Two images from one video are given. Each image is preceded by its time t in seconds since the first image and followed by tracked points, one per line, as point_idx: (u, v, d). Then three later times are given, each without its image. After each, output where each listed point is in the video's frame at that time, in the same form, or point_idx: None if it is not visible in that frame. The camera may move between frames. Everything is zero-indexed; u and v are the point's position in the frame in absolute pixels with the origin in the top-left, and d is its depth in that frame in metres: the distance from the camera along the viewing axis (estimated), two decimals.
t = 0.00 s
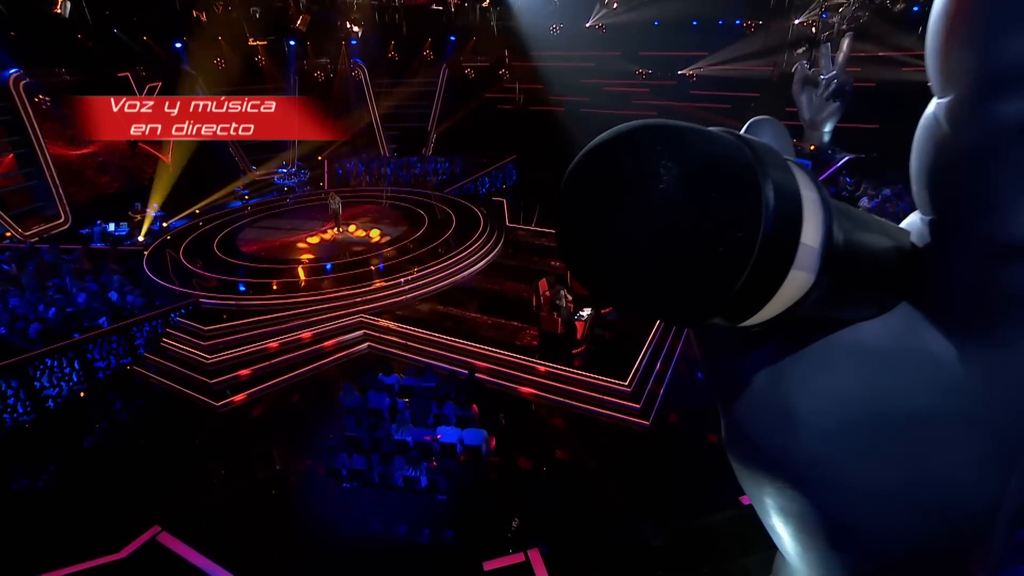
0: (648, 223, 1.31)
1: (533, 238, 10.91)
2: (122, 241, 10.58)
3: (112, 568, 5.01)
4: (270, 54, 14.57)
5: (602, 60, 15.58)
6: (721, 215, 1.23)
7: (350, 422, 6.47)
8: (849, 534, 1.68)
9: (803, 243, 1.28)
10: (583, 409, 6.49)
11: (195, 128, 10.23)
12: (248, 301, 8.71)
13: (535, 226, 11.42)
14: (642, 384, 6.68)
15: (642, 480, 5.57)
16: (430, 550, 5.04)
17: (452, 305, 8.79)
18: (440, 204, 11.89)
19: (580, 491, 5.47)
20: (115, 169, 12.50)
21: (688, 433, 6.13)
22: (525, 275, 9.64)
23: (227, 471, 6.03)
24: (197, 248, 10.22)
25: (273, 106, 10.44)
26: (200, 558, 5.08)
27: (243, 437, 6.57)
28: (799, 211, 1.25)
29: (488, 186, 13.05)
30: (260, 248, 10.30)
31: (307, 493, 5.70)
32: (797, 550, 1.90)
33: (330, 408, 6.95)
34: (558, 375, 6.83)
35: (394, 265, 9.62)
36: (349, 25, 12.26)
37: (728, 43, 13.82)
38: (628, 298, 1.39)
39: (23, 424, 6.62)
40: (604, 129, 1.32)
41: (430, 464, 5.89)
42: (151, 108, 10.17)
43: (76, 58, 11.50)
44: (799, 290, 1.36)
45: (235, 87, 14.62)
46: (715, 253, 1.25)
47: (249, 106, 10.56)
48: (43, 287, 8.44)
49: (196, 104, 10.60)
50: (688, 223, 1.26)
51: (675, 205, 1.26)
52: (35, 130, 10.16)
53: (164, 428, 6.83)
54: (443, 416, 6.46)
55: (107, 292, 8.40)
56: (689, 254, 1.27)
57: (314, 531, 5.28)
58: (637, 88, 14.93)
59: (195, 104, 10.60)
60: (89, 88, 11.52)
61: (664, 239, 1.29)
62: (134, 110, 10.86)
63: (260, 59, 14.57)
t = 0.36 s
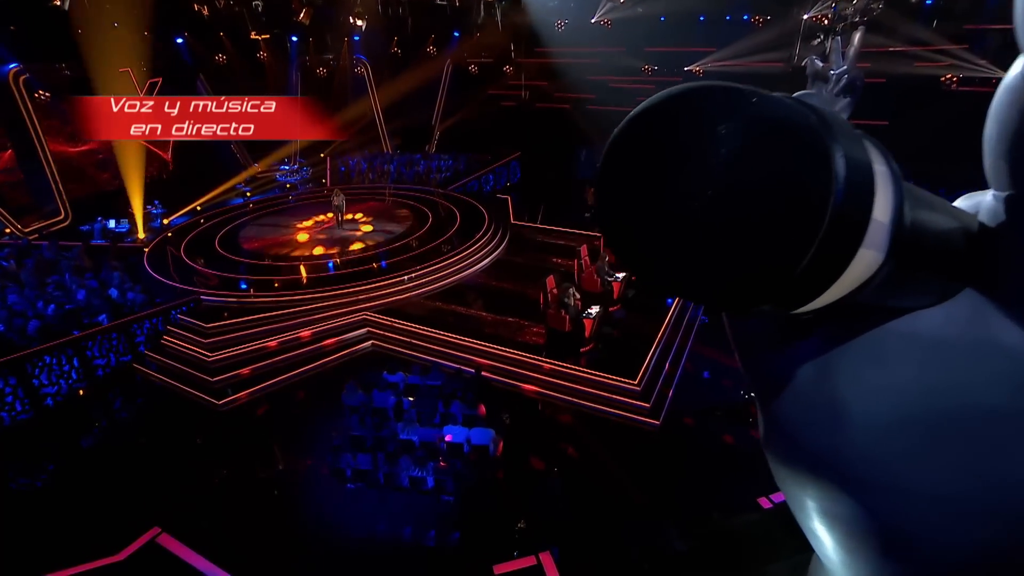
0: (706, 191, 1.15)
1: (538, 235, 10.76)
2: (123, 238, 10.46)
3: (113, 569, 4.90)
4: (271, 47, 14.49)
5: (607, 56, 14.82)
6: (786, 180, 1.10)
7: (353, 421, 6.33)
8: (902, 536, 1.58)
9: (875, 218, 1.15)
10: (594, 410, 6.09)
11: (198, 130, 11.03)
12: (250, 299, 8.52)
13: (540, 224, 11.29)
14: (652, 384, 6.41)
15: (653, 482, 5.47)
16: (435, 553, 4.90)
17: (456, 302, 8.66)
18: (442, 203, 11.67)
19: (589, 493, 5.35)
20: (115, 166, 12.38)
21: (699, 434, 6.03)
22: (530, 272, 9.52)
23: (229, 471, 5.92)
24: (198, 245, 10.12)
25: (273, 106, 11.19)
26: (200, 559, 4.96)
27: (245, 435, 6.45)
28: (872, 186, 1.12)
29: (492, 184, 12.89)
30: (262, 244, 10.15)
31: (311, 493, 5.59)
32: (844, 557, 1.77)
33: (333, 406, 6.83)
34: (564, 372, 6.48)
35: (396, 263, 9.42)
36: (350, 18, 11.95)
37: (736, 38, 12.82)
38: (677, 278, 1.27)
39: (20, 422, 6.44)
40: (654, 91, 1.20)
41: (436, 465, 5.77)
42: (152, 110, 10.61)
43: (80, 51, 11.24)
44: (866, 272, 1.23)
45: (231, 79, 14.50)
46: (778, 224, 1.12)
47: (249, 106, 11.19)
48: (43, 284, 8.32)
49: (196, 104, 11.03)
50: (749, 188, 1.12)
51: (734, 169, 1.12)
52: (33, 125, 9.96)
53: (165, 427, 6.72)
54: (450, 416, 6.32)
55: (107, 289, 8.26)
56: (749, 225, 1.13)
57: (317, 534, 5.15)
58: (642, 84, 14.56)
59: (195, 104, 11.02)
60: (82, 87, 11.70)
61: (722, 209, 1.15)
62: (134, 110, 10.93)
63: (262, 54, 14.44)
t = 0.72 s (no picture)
0: (777, 155, 0.97)
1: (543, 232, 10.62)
2: (123, 234, 10.32)
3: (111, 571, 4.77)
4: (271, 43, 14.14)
5: (613, 52, 14.53)
6: (877, 143, 0.92)
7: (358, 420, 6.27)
8: (970, 549, 1.41)
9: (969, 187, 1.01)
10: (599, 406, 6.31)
11: (196, 128, 10.76)
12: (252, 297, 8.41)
13: (546, 221, 11.11)
14: (662, 384, 6.47)
15: (666, 480, 5.29)
16: (442, 554, 4.75)
17: (462, 300, 8.50)
18: (445, 201, 11.50)
19: (600, 494, 5.19)
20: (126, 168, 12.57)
21: (713, 435, 5.85)
22: (536, 270, 9.36)
23: (230, 471, 5.77)
24: (200, 242, 9.98)
25: (273, 106, 10.76)
26: (200, 561, 4.81)
27: (247, 435, 6.32)
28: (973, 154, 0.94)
29: (496, 181, 12.73)
30: (265, 242, 9.99)
31: (314, 494, 5.45)
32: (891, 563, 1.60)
33: (337, 405, 6.68)
34: (575, 373, 6.58)
35: (399, 261, 9.24)
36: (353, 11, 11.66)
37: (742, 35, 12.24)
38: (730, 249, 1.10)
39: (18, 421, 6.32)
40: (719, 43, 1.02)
41: (443, 465, 5.64)
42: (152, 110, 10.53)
43: (89, 47, 11.28)
44: (955, 248, 1.09)
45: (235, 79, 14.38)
46: (865, 194, 0.94)
47: (249, 106, 10.80)
48: (42, 281, 8.18)
49: (197, 103, 10.78)
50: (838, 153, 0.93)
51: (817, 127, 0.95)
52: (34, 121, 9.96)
53: (164, 426, 6.58)
54: (456, 416, 6.18)
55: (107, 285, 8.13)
56: (830, 200, 0.95)
57: (321, 535, 5.01)
58: (649, 81, 14.15)
59: (196, 103, 10.78)
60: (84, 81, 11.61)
61: (796, 175, 0.96)
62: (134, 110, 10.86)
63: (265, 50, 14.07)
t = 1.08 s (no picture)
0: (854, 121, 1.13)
1: (550, 230, 10.49)
2: (124, 231, 10.19)
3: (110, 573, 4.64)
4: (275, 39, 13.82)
5: (621, 49, 13.84)
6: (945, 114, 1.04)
7: (364, 419, 6.15)
8: None
9: None
10: (609, 406, 6.17)
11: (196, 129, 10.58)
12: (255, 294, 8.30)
13: (552, 218, 10.94)
14: (673, 384, 6.32)
15: (678, 480, 5.15)
16: (450, 556, 4.61)
17: (468, 298, 8.37)
18: (449, 198, 11.34)
19: (613, 494, 5.04)
20: (127, 163, 11.82)
21: (726, 435, 5.71)
22: (543, 267, 9.22)
23: (232, 470, 5.65)
24: (203, 238, 9.87)
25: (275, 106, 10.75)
26: (200, 563, 4.69)
27: (251, 434, 6.20)
28: None
29: (501, 178, 12.56)
30: (268, 238, 9.87)
31: (319, 494, 5.32)
32: (947, 563, 1.55)
33: (342, 403, 6.56)
34: (586, 372, 6.45)
35: (403, 258, 9.10)
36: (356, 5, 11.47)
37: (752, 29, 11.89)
38: (813, 209, 1.19)
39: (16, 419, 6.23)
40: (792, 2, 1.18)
41: (451, 465, 5.51)
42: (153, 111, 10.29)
43: (88, 40, 10.56)
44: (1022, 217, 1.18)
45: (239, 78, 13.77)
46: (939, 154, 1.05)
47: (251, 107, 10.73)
48: (42, 277, 8.05)
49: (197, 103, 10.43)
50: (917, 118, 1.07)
51: (916, 96, 1.06)
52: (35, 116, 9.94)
53: (166, 423, 6.47)
54: (465, 415, 6.04)
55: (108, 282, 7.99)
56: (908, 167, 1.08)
57: (326, 537, 4.87)
58: (655, 77, 13.72)
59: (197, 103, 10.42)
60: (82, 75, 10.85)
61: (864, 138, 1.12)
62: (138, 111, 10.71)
63: (267, 47, 13.66)
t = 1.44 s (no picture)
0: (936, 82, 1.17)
1: (556, 228, 10.34)
2: (126, 228, 10.05)
3: None
4: (279, 33, 13.40)
5: (627, 48, 14.00)
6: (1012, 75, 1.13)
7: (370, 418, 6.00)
8: None
9: None
10: (622, 407, 6.01)
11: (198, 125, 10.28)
12: (257, 291, 8.13)
13: (558, 216, 10.80)
14: (685, 384, 6.15)
15: (690, 481, 5.01)
16: (457, 560, 4.46)
17: (474, 296, 8.23)
18: (453, 197, 11.14)
19: (627, 497, 4.89)
20: (128, 159, 11.63)
21: (739, 436, 5.56)
22: (550, 265, 9.08)
23: (234, 469, 5.53)
24: (205, 236, 9.74)
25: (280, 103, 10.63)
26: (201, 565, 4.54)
27: (254, 433, 6.08)
28: None
29: (507, 176, 12.39)
30: (271, 236, 9.73)
31: (322, 495, 5.19)
32: None
33: (348, 403, 6.44)
34: (597, 372, 6.30)
35: (407, 256, 8.94)
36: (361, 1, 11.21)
37: (762, 25, 11.84)
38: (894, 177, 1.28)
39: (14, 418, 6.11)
40: None
41: (460, 467, 5.35)
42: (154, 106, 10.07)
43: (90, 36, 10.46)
44: None
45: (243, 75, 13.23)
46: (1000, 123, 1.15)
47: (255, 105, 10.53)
48: (42, 274, 7.91)
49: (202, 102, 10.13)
50: (1019, 62, 1.12)
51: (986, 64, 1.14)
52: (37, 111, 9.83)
53: (167, 422, 6.34)
54: (473, 414, 5.84)
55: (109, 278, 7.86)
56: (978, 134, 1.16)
57: (330, 540, 4.72)
58: (662, 74, 13.62)
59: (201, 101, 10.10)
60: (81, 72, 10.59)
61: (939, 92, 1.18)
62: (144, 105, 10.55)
63: (271, 44, 13.32)
